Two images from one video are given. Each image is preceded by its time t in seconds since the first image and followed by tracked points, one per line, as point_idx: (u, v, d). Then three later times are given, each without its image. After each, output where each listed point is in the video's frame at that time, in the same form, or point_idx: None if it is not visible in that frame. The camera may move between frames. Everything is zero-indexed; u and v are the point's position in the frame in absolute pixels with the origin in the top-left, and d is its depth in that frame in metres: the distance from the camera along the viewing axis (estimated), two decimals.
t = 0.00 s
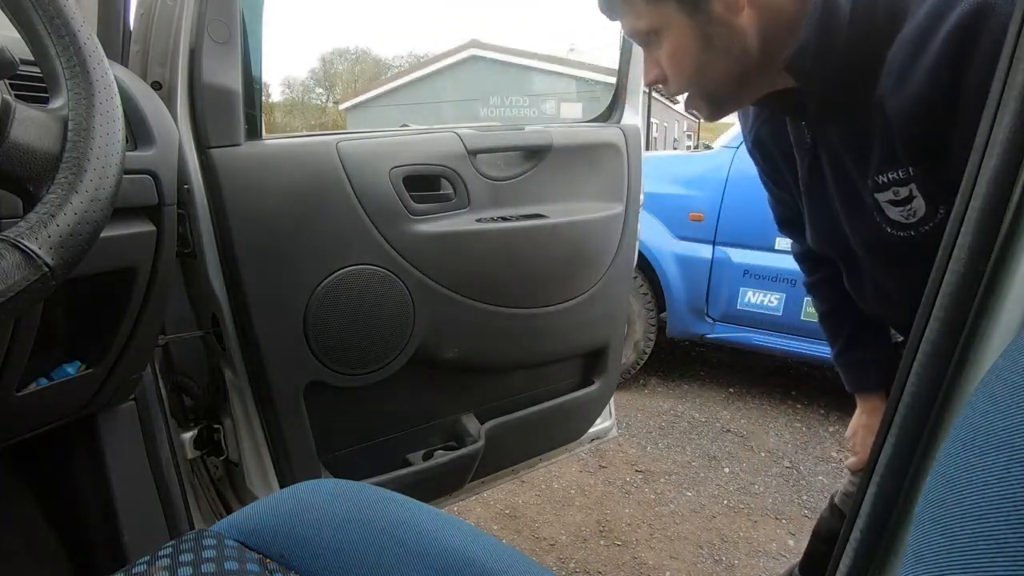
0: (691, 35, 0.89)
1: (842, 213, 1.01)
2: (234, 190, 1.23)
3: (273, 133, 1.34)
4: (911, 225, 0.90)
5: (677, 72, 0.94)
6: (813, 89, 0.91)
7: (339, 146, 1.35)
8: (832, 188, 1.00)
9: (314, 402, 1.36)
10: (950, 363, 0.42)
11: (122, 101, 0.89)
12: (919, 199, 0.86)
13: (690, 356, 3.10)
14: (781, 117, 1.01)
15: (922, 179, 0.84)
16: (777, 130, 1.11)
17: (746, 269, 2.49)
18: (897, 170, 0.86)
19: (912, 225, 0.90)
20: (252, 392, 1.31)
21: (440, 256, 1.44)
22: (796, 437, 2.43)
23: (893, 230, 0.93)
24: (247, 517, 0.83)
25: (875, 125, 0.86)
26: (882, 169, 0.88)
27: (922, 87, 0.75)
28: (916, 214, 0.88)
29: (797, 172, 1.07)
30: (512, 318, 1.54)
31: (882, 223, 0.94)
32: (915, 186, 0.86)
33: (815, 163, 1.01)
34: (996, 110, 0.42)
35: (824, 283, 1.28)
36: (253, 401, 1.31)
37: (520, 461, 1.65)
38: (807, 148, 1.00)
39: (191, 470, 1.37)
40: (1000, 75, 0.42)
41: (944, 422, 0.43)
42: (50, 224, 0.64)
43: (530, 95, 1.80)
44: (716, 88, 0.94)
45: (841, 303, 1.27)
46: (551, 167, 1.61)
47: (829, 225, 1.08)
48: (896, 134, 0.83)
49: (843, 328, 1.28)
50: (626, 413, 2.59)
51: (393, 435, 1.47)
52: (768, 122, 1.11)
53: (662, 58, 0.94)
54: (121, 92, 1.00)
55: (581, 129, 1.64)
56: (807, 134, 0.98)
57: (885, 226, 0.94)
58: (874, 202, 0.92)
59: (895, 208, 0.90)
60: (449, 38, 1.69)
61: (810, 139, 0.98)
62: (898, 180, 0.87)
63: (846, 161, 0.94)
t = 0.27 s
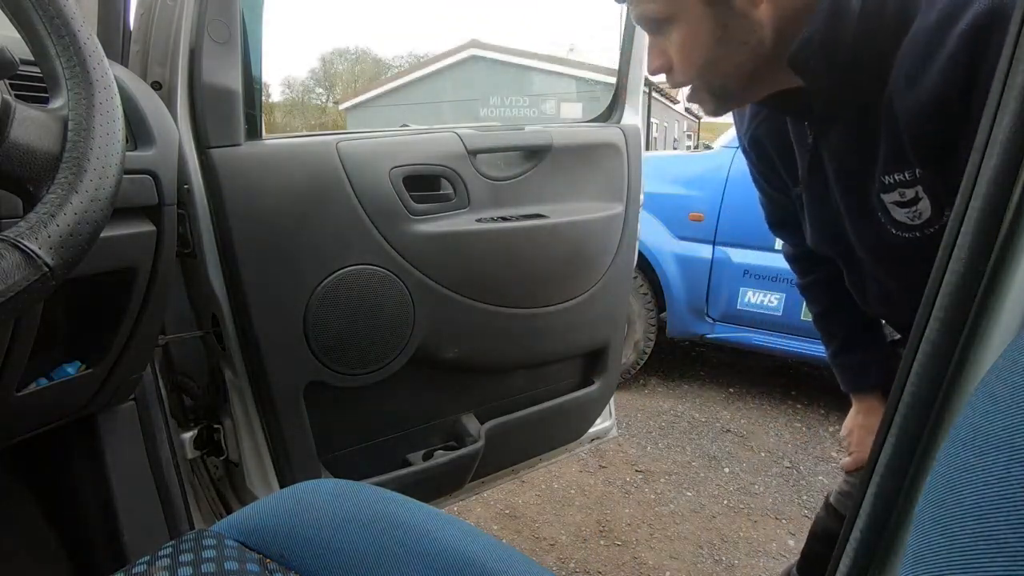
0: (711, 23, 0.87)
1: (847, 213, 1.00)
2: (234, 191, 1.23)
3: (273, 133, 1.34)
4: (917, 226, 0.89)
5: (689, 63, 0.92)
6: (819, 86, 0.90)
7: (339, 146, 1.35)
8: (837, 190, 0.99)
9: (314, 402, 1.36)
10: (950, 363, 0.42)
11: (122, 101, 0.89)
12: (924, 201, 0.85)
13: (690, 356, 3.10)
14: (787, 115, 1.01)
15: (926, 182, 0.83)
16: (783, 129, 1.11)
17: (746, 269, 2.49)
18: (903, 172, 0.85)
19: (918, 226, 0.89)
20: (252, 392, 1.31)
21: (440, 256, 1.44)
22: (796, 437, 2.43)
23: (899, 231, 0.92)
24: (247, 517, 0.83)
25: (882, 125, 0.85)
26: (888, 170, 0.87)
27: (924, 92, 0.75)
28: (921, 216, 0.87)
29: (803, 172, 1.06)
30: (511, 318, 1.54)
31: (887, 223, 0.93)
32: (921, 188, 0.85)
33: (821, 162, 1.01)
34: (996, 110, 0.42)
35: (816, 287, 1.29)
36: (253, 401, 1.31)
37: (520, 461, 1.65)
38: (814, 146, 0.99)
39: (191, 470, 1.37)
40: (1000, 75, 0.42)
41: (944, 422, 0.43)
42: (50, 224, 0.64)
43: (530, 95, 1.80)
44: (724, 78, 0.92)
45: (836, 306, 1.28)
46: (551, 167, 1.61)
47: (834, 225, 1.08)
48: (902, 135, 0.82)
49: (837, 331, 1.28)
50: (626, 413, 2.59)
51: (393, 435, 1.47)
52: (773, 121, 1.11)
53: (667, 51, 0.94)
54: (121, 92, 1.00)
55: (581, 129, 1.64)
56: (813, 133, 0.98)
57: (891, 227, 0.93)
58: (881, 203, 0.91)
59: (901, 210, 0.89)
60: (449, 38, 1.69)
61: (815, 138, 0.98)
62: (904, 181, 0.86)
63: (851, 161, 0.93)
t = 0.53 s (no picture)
0: (718, 20, 0.84)
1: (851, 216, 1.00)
2: (235, 191, 1.23)
3: (273, 133, 1.34)
4: (921, 226, 0.89)
5: (693, 60, 0.90)
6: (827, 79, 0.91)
7: (339, 146, 1.35)
8: (840, 188, 0.99)
9: (314, 402, 1.36)
10: (950, 364, 0.42)
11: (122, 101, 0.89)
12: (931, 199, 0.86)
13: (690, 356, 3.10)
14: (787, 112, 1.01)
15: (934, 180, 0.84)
16: (783, 126, 1.11)
17: (746, 269, 2.49)
18: (910, 170, 0.87)
19: (924, 225, 0.89)
20: (252, 392, 1.31)
21: (440, 256, 1.44)
22: (796, 437, 2.43)
23: (903, 230, 0.92)
24: (247, 517, 0.83)
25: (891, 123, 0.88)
26: (895, 169, 0.89)
27: (933, 90, 0.75)
28: (927, 215, 0.88)
29: (804, 169, 1.06)
30: (511, 318, 1.54)
31: (893, 223, 0.93)
32: (928, 187, 0.86)
33: (824, 159, 1.01)
34: (996, 110, 0.42)
35: (812, 285, 1.28)
36: (253, 401, 1.31)
37: (520, 461, 1.65)
38: (818, 142, 1.00)
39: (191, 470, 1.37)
40: (1001, 74, 0.42)
41: (943, 422, 0.43)
42: (50, 224, 0.64)
43: (530, 95, 1.80)
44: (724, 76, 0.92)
45: (832, 305, 1.27)
46: (552, 167, 1.61)
47: (835, 223, 1.08)
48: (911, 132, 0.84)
49: (832, 330, 1.27)
50: (626, 413, 2.59)
51: (393, 435, 1.47)
52: (774, 118, 1.11)
53: (665, 51, 0.94)
54: (121, 92, 1.00)
55: (581, 129, 1.64)
56: (817, 130, 0.98)
57: (895, 226, 0.94)
58: (887, 201, 0.92)
59: (906, 209, 0.90)
60: (449, 38, 1.69)
61: (820, 135, 0.98)
62: (912, 180, 0.87)
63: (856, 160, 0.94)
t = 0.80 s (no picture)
0: (717, 21, 0.84)
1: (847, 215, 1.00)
2: (235, 190, 1.23)
3: (273, 133, 1.34)
4: (917, 227, 0.89)
5: (693, 61, 0.90)
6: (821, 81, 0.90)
7: (339, 146, 1.35)
8: (837, 188, 0.99)
9: (314, 402, 1.36)
10: (951, 364, 0.42)
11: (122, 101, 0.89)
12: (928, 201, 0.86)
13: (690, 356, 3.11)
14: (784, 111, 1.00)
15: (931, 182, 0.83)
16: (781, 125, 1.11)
17: (746, 269, 2.49)
18: (906, 172, 0.86)
19: (920, 226, 0.89)
20: (252, 392, 1.31)
21: (440, 256, 1.44)
22: (796, 437, 2.43)
23: (900, 230, 0.92)
24: (247, 517, 0.83)
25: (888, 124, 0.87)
26: (891, 170, 0.88)
27: (934, 91, 0.75)
28: (923, 217, 0.88)
29: (800, 169, 1.06)
30: (512, 318, 1.54)
31: (889, 223, 0.93)
32: (924, 189, 0.85)
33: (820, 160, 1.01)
34: (996, 110, 0.41)
35: (810, 285, 1.28)
36: (253, 402, 1.32)
37: (520, 461, 1.65)
38: (813, 143, 0.99)
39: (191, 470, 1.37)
40: (1000, 74, 0.42)
41: (943, 421, 0.43)
42: (50, 224, 0.64)
43: (530, 95, 1.80)
44: (723, 76, 0.92)
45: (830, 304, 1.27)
46: (551, 167, 1.61)
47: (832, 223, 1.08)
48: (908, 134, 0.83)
49: (828, 330, 1.27)
50: (626, 413, 2.59)
51: (393, 435, 1.47)
52: (773, 117, 1.11)
53: (664, 52, 0.94)
54: (121, 92, 1.00)
55: (581, 129, 1.64)
56: (812, 130, 0.98)
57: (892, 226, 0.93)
58: (883, 202, 0.92)
59: (903, 210, 0.89)
60: (449, 38, 1.69)
61: (816, 135, 0.98)
62: (908, 182, 0.87)
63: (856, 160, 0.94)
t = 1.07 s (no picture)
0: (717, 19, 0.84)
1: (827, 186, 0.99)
2: (235, 190, 1.23)
3: (272, 133, 1.34)
4: (895, 199, 0.89)
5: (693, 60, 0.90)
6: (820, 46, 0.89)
7: (339, 146, 1.35)
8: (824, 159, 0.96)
9: (314, 402, 1.36)
10: (951, 364, 0.42)
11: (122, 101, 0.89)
12: (909, 174, 0.85)
13: (690, 356, 3.10)
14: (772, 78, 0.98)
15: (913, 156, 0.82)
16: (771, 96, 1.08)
17: (746, 269, 2.49)
18: (888, 143, 0.85)
19: (900, 200, 0.88)
20: (252, 392, 1.31)
21: (440, 255, 1.44)
22: (796, 437, 2.43)
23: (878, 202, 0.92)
24: (247, 517, 0.84)
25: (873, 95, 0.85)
26: (874, 141, 0.86)
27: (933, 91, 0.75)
28: (903, 190, 0.87)
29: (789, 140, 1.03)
30: (512, 318, 1.54)
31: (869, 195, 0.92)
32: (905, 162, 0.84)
33: (809, 133, 0.98)
34: (995, 110, 0.42)
35: (789, 264, 1.28)
36: (253, 401, 1.32)
37: (520, 461, 1.65)
38: (800, 114, 0.96)
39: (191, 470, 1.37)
40: (1000, 74, 0.42)
41: (944, 422, 0.43)
42: (50, 224, 0.64)
43: (530, 94, 1.80)
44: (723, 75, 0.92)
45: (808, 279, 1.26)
46: (551, 167, 1.61)
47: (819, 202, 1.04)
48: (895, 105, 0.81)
49: (804, 307, 1.25)
50: (626, 413, 2.59)
51: (393, 435, 1.47)
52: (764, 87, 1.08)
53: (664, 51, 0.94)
54: (121, 92, 1.00)
55: (581, 129, 1.64)
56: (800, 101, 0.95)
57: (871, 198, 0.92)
58: (864, 172, 0.90)
59: (883, 182, 0.88)
60: (449, 38, 1.69)
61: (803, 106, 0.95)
62: (890, 154, 0.85)
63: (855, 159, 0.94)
